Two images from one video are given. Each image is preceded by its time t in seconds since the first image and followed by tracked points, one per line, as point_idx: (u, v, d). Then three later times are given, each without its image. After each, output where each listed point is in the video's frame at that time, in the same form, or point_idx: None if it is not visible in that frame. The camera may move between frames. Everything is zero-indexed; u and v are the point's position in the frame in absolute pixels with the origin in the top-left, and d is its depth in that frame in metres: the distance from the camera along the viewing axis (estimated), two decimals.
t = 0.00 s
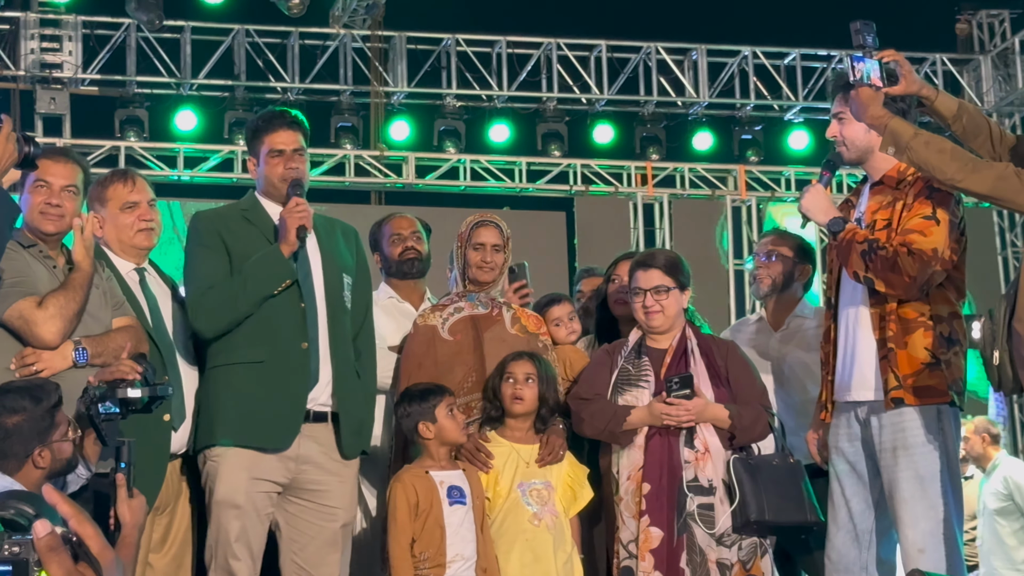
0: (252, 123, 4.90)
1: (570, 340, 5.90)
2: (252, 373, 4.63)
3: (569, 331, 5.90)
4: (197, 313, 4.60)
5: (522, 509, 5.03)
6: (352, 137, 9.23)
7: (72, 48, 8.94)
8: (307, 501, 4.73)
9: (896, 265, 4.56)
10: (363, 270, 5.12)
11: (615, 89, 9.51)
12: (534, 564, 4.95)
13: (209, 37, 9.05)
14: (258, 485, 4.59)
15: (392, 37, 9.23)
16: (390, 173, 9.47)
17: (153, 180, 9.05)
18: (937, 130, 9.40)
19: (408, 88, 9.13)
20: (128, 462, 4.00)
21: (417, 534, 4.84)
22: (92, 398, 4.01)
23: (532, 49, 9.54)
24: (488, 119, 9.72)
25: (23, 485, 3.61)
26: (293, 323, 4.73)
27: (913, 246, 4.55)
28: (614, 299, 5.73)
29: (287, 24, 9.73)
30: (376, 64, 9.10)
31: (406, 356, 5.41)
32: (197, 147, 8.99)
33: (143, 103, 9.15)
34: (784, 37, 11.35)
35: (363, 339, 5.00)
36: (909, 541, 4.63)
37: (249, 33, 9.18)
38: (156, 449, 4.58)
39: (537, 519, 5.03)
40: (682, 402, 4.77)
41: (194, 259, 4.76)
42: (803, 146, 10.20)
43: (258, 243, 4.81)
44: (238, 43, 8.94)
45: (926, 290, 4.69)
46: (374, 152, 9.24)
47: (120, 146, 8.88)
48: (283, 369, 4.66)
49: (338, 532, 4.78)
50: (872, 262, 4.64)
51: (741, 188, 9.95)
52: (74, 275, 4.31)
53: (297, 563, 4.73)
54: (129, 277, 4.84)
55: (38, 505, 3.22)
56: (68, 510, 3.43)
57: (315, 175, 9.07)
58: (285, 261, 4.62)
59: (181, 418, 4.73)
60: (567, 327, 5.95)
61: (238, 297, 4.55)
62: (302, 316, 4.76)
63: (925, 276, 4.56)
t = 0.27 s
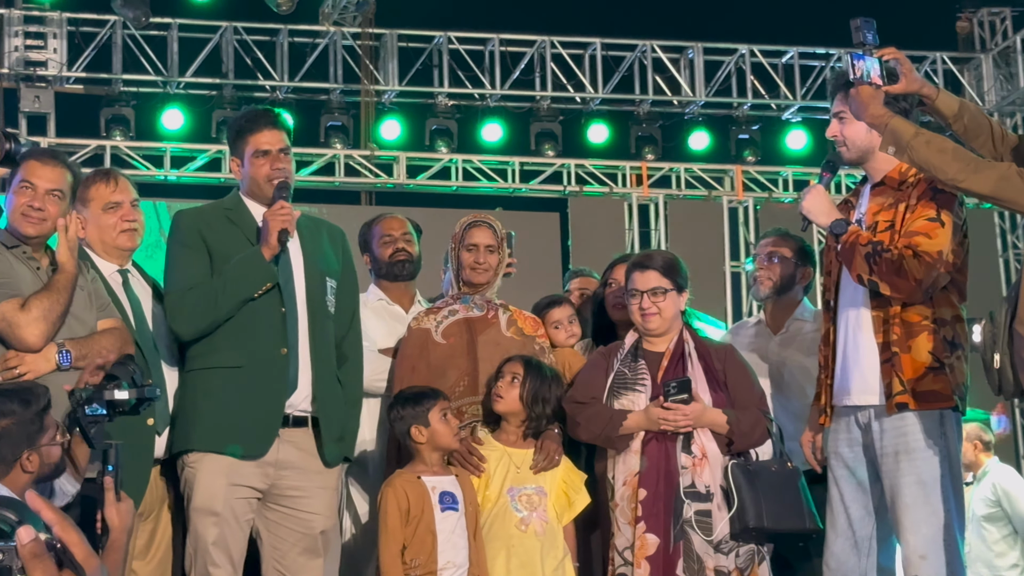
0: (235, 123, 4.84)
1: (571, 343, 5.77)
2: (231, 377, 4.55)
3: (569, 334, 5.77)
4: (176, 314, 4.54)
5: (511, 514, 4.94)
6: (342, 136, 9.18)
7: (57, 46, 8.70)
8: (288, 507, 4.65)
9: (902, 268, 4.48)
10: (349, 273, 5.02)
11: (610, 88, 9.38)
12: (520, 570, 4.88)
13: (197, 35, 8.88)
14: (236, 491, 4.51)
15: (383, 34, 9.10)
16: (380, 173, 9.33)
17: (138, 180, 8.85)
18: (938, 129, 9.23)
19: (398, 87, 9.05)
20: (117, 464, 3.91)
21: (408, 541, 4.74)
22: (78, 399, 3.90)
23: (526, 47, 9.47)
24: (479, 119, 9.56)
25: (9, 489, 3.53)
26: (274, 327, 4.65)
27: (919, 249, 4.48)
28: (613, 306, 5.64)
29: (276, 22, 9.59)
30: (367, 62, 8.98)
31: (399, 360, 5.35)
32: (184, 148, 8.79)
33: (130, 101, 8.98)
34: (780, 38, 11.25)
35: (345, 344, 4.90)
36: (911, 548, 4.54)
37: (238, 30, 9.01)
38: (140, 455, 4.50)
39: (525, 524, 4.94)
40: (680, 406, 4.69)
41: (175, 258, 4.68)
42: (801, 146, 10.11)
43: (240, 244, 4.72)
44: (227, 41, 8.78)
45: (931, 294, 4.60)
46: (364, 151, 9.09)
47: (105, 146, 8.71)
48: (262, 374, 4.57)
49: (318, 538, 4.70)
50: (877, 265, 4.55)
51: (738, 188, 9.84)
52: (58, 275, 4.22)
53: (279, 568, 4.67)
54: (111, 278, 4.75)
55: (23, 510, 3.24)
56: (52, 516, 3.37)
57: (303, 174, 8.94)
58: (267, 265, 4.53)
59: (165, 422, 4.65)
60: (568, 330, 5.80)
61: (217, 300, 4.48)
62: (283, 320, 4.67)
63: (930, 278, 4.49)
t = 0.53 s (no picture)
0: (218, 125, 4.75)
1: (571, 345, 5.67)
2: (216, 382, 4.46)
3: (570, 336, 5.67)
4: (160, 319, 4.44)
5: (505, 521, 4.84)
6: (332, 136, 9.04)
7: (41, 44, 8.50)
8: (275, 515, 4.55)
9: (907, 271, 4.40)
10: (336, 276, 4.94)
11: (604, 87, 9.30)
12: None
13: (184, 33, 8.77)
14: (222, 498, 4.41)
15: (374, 32, 9.01)
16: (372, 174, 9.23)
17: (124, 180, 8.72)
18: (938, 130, 9.13)
19: (390, 85, 8.95)
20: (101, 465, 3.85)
21: (401, 547, 4.63)
22: (63, 399, 3.85)
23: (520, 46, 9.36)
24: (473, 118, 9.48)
25: None
26: (260, 330, 4.56)
27: (924, 253, 4.40)
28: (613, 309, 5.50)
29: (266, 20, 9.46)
30: (358, 60, 8.88)
31: (393, 364, 5.25)
32: (171, 147, 8.66)
33: (116, 100, 8.84)
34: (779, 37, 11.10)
35: (333, 348, 4.82)
36: (912, 555, 4.45)
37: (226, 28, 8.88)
38: (123, 461, 4.41)
39: (519, 531, 4.83)
40: (677, 412, 4.56)
41: (158, 262, 4.59)
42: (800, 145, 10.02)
43: (225, 246, 4.63)
44: (215, 38, 8.66)
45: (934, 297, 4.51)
46: (355, 152, 8.99)
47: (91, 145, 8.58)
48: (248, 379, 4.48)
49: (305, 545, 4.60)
50: (880, 268, 4.46)
51: (735, 189, 9.73)
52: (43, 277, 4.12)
53: None
54: (95, 281, 4.67)
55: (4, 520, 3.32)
56: (36, 526, 3.44)
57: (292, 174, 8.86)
58: (251, 266, 4.45)
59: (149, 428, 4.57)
60: (568, 332, 5.69)
61: (202, 303, 4.39)
62: (269, 324, 4.58)
63: (934, 282, 4.41)
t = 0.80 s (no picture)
0: (202, 125, 4.68)
1: (571, 349, 5.61)
2: (211, 387, 4.38)
3: (570, 341, 5.60)
4: (152, 326, 4.35)
5: (507, 529, 4.76)
6: (324, 137, 8.95)
7: (28, 43, 8.40)
8: (270, 522, 4.46)
9: (907, 275, 4.32)
10: (323, 278, 4.87)
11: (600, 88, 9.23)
12: None
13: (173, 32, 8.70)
14: (217, 505, 4.34)
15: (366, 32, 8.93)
16: (365, 175, 9.15)
17: (113, 181, 8.62)
18: (940, 131, 9.06)
19: (383, 85, 8.86)
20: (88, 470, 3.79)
21: (395, 556, 4.55)
22: (47, 403, 3.76)
23: (515, 45, 9.28)
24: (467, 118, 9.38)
25: None
26: (254, 333, 4.48)
27: (925, 256, 4.32)
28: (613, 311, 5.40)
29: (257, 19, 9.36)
30: (350, 59, 8.80)
31: (386, 368, 5.14)
32: (160, 148, 8.57)
33: (104, 100, 8.75)
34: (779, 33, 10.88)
35: (325, 351, 4.74)
36: (913, 564, 4.37)
37: (215, 27, 8.79)
38: (111, 467, 4.32)
39: (522, 539, 4.75)
40: (675, 418, 4.49)
41: (145, 268, 4.50)
42: (799, 148, 9.98)
43: (213, 249, 4.56)
44: (204, 38, 8.58)
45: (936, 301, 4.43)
46: (347, 153, 8.94)
47: (79, 146, 8.49)
48: (243, 383, 4.41)
49: (300, 553, 4.50)
50: (881, 271, 4.38)
51: (734, 192, 9.68)
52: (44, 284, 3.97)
53: None
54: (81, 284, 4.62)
55: None
56: (23, 533, 3.37)
57: (284, 175, 8.77)
58: (243, 268, 4.38)
59: (136, 433, 4.48)
60: (569, 336, 5.63)
61: (195, 307, 4.31)
62: (263, 327, 4.50)
63: (937, 286, 4.33)
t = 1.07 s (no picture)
0: (193, 124, 4.62)
1: (566, 359, 5.48)
2: (210, 393, 4.32)
3: (566, 350, 5.47)
4: (147, 333, 4.29)
5: (508, 536, 4.69)
6: (318, 138, 8.90)
7: (18, 43, 8.33)
8: (269, 528, 4.41)
9: (910, 280, 4.26)
10: (314, 279, 4.80)
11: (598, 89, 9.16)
12: None
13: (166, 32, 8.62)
14: (217, 511, 4.30)
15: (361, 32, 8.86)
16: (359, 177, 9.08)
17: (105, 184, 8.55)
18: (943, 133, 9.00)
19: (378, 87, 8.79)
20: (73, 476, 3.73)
21: (388, 562, 4.52)
22: (31, 407, 3.68)
23: (512, 46, 9.20)
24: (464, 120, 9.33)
25: None
26: (249, 336, 4.42)
27: (927, 259, 4.26)
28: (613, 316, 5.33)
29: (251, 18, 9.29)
30: (345, 60, 8.75)
31: (382, 371, 5.10)
32: (152, 150, 8.51)
33: (95, 101, 8.67)
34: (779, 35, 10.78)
35: (321, 352, 4.69)
36: (916, 571, 4.30)
37: (209, 28, 8.72)
38: (100, 472, 4.26)
39: (523, 546, 4.69)
40: (674, 423, 4.40)
41: (136, 276, 4.44)
42: (800, 150, 9.91)
43: (204, 253, 4.49)
44: (197, 38, 8.51)
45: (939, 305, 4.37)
46: (342, 154, 8.86)
47: (69, 148, 8.42)
48: (243, 387, 4.35)
49: (300, 559, 4.45)
50: (883, 276, 4.33)
51: (734, 194, 9.57)
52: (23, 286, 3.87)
53: None
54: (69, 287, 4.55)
55: None
56: (14, 538, 3.32)
57: (278, 177, 8.71)
58: (236, 270, 4.33)
59: (126, 439, 4.43)
60: (563, 346, 5.50)
61: (190, 312, 4.25)
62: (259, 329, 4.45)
63: (939, 289, 4.27)
